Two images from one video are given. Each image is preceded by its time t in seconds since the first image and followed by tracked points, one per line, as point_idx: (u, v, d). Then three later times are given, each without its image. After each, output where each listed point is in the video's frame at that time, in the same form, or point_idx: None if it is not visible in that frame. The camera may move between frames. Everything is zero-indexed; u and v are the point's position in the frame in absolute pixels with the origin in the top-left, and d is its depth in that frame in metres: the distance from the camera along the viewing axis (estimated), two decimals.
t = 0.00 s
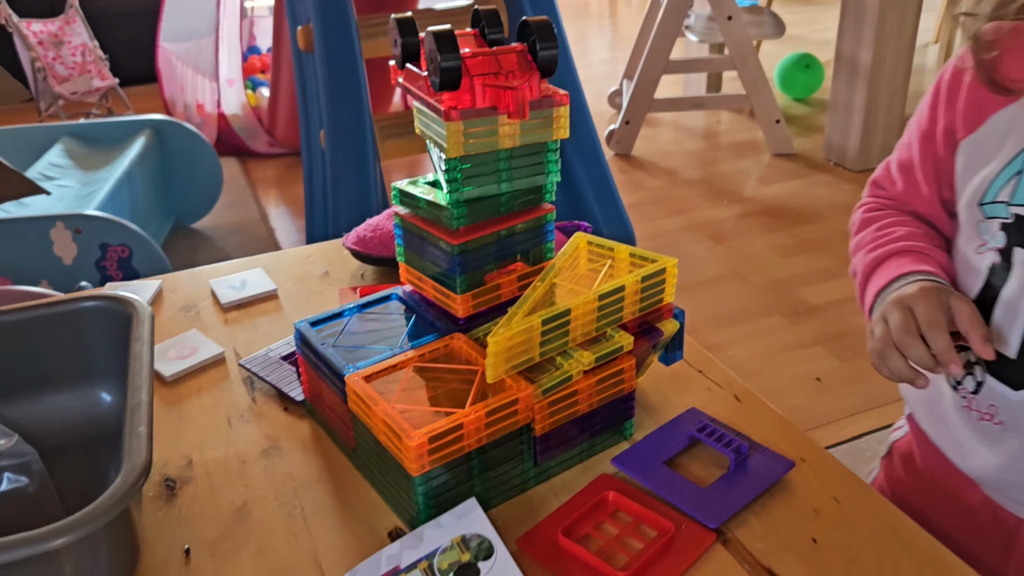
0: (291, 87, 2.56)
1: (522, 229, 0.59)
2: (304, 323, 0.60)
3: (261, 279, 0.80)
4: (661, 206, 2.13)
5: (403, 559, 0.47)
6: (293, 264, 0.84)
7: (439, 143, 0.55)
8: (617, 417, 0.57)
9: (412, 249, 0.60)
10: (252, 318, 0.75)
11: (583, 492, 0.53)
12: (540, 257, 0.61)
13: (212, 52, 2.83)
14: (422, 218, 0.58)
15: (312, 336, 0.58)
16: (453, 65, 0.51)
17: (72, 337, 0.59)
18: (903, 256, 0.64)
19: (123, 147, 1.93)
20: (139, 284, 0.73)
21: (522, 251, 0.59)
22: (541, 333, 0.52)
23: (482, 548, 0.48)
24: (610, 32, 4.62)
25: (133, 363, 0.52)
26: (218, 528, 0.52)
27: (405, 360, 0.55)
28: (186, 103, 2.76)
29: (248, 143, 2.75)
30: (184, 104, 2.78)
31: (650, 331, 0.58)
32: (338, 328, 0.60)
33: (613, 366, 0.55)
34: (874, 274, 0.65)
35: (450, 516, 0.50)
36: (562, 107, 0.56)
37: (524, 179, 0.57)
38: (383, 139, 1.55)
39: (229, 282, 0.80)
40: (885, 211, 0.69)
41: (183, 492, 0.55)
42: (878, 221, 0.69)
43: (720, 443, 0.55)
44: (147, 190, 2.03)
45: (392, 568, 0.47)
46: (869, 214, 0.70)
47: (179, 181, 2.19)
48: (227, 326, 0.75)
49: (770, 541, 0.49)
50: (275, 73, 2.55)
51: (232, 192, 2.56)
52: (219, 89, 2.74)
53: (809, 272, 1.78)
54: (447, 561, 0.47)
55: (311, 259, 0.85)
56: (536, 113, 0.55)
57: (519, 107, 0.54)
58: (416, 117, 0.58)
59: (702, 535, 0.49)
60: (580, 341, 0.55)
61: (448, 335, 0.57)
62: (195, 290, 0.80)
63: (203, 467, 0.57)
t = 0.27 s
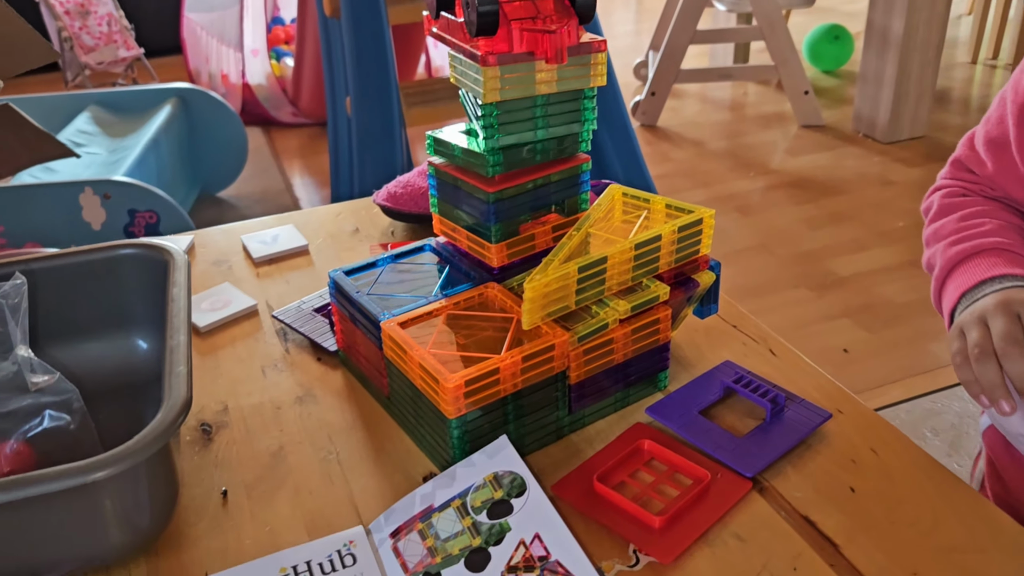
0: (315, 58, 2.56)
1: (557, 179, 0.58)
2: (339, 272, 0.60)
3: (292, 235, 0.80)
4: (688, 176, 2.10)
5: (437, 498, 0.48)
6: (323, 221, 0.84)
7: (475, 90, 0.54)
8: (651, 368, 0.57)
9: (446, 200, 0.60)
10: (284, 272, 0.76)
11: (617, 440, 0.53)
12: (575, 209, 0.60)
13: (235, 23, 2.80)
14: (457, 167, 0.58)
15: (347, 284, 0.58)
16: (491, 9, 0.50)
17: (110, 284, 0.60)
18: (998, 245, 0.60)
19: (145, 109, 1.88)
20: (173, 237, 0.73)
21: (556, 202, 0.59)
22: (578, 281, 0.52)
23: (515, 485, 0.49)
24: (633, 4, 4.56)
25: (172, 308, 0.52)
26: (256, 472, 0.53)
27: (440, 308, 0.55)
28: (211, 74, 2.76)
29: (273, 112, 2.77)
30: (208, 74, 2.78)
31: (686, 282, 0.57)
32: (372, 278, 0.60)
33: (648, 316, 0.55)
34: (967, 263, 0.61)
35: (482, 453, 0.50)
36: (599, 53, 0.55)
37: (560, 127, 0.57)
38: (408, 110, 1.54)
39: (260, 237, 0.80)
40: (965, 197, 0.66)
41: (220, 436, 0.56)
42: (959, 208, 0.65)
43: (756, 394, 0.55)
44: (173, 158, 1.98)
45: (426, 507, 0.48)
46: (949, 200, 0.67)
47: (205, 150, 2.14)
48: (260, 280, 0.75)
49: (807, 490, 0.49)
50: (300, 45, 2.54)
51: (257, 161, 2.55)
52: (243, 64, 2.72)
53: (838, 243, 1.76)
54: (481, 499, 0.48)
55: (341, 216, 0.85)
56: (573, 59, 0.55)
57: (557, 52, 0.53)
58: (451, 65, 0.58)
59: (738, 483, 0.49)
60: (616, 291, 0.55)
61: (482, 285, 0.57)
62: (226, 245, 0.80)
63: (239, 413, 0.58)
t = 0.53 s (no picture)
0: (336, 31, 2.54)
1: (585, 142, 0.58)
2: (366, 236, 0.60)
3: (316, 201, 0.80)
4: (711, 151, 2.08)
5: (456, 453, 0.48)
6: (348, 187, 0.84)
7: (503, 50, 0.53)
8: (678, 333, 0.57)
9: (473, 163, 0.59)
10: (309, 238, 0.76)
11: (644, 404, 0.52)
12: (603, 172, 0.60)
13: None
14: (485, 130, 0.58)
15: (373, 247, 0.58)
16: None
17: (136, 245, 0.60)
18: (986, 309, 0.50)
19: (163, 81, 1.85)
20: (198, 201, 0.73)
21: (584, 166, 0.58)
22: (606, 244, 0.52)
23: (532, 437, 0.48)
24: None
25: (199, 268, 0.52)
26: (282, 432, 0.53)
27: (467, 270, 0.54)
28: (230, 46, 2.74)
29: (291, 86, 2.77)
30: (229, 47, 2.77)
31: (715, 247, 0.57)
32: (398, 241, 0.60)
33: (677, 280, 0.54)
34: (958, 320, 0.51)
35: (499, 406, 0.50)
36: (630, 14, 0.55)
37: (589, 89, 0.56)
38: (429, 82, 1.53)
39: (284, 203, 0.80)
40: (997, 225, 0.54)
41: (247, 396, 0.56)
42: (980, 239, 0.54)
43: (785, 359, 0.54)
44: (194, 131, 1.96)
45: (445, 463, 0.48)
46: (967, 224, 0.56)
47: (225, 122, 2.12)
48: (284, 245, 0.75)
49: (835, 455, 0.49)
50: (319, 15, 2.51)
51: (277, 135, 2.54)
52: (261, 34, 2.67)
53: (862, 219, 1.74)
54: (499, 452, 0.48)
55: (365, 183, 0.84)
56: (603, 19, 0.54)
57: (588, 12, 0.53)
58: (478, 27, 0.57)
59: (765, 447, 0.49)
60: (644, 255, 0.54)
61: (509, 248, 0.57)
62: (251, 211, 0.81)
63: (265, 374, 0.58)
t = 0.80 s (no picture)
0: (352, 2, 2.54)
1: (608, 103, 0.57)
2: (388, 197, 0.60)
3: (334, 166, 0.81)
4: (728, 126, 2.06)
5: (478, 408, 0.49)
6: (366, 153, 0.84)
7: (526, 11, 0.53)
8: (701, 295, 0.57)
9: (494, 124, 0.59)
10: (328, 202, 0.76)
11: (667, 363, 0.53)
12: (625, 134, 0.59)
13: None
14: (506, 90, 0.57)
15: (394, 207, 0.58)
16: None
17: (158, 206, 0.60)
18: None
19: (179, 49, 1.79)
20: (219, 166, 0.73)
21: (606, 127, 0.58)
22: (629, 205, 0.51)
23: (553, 391, 0.49)
24: None
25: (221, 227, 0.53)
26: (305, 390, 0.53)
27: (489, 230, 0.54)
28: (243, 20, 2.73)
29: (305, 60, 2.73)
30: (241, 21, 2.74)
31: (738, 209, 0.56)
32: (419, 203, 0.60)
33: (699, 241, 0.54)
34: (1006, 305, 0.52)
35: (520, 361, 0.50)
36: None
37: (611, 49, 0.56)
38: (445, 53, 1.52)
39: (303, 168, 0.80)
40: None
41: (270, 355, 0.57)
42: None
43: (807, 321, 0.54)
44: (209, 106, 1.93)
45: (467, 419, 0.49)
46: None
47: (240, 97, 2.09)
48: (304, 209, 0.75)
49: (858, 414, 0.48)
50: None
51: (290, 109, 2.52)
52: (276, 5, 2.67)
53: (879, 195, 1.73)
54: (520, 407, 0.48)
55: (383, 149, 0.84)
56: None
57: None
58: None
59: (787, 407, 0.49)
60: (667, 216, 0.54)
61: (530, 209, 0.57)
62: (269, 177, 0.81)
63: (288, 334, 0.59)
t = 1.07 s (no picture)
0: None
1: (626, 39, 0.57)
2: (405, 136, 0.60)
3: (346, 117, 0.80)
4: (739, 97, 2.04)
5: (497, 337, 0.49)
6: (378, 104, 0.83)
7: None
8: (721, 232, 0.56)
9: (511, 62, 0.58)
10: (341, 151, 0.75)
11: (687, 298, 0.53)
12: (643, 71, 0.58)
13: None
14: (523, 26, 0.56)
15: (410, 145, 0.57)
16: None
17: (171, 147, 0.60)
18: None
19: (182, 10, 1.59)
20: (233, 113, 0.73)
21: (624, 64, 0.57)
22: (649, 137, 0.51)
23: (574, 318, 0.49)
24: None
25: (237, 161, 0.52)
26: (322, 326, 0.53)
27: (506, 165, 0.54)
28: None
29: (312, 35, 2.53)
30: None
31: (758, 144, 0.56)
32: (436, 143, 0.60)
33: (718, 175, 0.54)
34: None
35: (539, 291, 0.50)
36: None
37: None
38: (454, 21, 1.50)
39: (315, 119, 0.80)
40: None
41: (287, 294, 0.56)
42: None
43: (829, 256, 0.54)
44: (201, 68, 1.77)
45: (487, 347, 0.49)
46: None
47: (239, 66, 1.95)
48: (317, 159, 0.75)
49: (880, 344, 0.48)
50: None
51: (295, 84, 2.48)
52: None
53: (892, 164, 1.71)
54: (540, 333, 0.48)
55: (395, 101, 0.84)
56: None
57: None
58: None
59: (810, 338, 0.48)
60: (687, 150, 0.53)
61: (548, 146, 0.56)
62: (282, 128, 0.80)
63: (304, 275, 0.58)
